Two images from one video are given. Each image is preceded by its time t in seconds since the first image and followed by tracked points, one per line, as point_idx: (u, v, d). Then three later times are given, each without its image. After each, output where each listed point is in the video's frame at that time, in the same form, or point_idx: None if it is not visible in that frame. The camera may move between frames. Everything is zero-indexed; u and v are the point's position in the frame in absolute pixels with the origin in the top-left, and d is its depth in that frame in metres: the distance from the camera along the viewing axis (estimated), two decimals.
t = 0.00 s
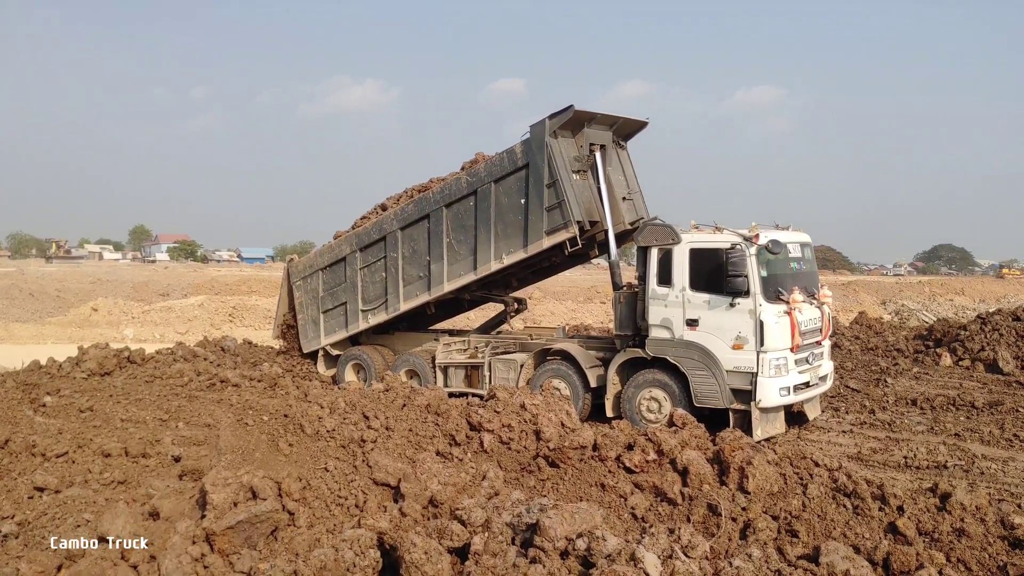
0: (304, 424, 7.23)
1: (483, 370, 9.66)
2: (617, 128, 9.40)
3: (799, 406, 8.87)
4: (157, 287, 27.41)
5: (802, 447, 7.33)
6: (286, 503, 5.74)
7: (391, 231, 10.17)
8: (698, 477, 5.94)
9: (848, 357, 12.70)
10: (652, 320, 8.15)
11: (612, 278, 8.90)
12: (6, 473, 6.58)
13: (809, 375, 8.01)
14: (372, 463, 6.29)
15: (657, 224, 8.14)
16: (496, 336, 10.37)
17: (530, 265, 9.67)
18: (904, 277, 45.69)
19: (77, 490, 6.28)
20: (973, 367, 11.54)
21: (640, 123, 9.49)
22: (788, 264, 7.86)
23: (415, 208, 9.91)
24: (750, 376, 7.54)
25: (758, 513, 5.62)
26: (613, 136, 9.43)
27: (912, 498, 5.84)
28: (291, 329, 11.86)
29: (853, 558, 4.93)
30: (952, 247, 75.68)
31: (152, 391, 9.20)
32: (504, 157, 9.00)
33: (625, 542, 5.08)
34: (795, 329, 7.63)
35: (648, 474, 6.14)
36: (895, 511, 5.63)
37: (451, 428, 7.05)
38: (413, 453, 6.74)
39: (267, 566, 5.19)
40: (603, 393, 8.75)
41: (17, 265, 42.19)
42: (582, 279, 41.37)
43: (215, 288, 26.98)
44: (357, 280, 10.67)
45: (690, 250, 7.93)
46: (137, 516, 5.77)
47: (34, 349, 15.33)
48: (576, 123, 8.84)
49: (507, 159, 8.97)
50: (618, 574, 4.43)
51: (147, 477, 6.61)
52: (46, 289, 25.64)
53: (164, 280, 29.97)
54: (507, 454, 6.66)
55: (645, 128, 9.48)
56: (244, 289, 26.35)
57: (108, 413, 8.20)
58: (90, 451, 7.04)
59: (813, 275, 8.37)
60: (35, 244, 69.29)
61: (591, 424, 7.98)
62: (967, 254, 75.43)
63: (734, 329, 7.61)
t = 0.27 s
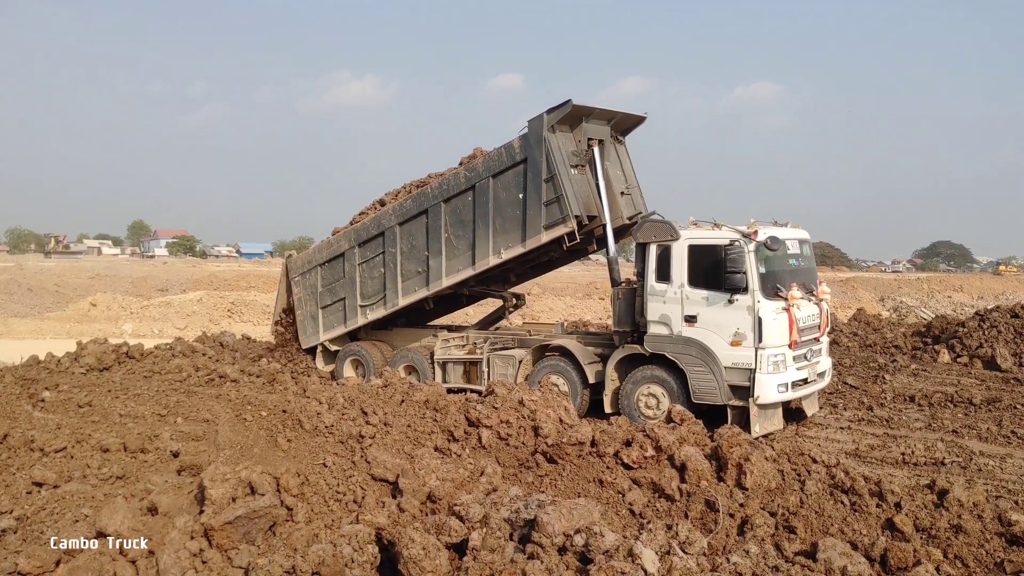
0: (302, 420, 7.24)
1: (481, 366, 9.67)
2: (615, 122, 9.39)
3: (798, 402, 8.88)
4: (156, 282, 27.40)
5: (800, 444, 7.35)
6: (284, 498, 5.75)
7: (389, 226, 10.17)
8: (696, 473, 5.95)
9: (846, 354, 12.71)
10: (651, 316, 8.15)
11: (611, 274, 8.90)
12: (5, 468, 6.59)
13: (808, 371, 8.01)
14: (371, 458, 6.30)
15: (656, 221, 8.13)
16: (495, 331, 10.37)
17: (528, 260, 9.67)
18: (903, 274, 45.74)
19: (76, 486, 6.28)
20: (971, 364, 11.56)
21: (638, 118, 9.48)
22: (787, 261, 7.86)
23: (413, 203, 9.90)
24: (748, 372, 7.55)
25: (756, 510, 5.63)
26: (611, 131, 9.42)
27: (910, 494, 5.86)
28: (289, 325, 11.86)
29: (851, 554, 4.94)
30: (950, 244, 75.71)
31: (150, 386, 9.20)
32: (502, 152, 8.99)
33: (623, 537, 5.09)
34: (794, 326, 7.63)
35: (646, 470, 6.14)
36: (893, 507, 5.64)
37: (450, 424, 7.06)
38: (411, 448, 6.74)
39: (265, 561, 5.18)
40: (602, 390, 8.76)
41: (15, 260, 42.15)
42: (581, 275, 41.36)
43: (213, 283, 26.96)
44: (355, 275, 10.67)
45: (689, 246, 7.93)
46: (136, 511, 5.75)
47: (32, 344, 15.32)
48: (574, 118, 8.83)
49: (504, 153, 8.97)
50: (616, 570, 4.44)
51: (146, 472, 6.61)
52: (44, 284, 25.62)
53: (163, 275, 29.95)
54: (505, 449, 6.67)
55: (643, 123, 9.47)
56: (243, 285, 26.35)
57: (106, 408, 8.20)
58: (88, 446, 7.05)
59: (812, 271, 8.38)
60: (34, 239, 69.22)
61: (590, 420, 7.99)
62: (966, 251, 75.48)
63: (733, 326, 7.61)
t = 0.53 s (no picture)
0: (302, 417, 7.24)
1: (481, 363, 9.66)
2: (614, 119, 9.38)
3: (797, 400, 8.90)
4: (156, 279, 27.41)
5: (799, 441, 7.36)
6: (284, 495, 5.76)
7: (388, 223, 10.18)
8: (695, 471, 5.95)
9: (846, 352, 12.72)
10: (650, 313, 8.16)
11: (610, 272, 8.90)
12: (5, 465, 6.59)
13: (807, 369, 8.02)
14: (371, 456, 6.31)
15: (656, 218, 8.13)
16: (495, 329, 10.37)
17: (527, 256, 9.68)
18: (903, 272, 45.73)
19: (76, 482, 6.29)
20: (971, 362, 11.57)
21: (637, 114, 9.48)
22: (787, 258, 7.86)
23: (413, 200, 9.90)
24: (748, 370, 7.56)
25: (755, 507, 5.64)
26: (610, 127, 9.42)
27: (909, 492, 5.86)
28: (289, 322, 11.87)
29: (849, 552, 4.95)
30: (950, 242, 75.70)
31: (150, 383, 9.20)
32: (501, 148, 8.99)
33: (622, 535, 5.09)
34: (793, 324, 7.64)
35: (645, 467, 6.15)
36: (892, 505, 5.65)
37: (449, 421, 7.06)
38: (411, 445, 6.75)
39: (265, 558, 5.19)
40: (601, 387, 8.76)
41: (15, 257, 42.17)
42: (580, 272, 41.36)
43: (213, 280, 26.97)
44: (355, 272, 10.67)
45: (689, 244, 7.93)
46: (135, 508, 5.76)
47: (32, 341, 15.33)
48: (573, 114, 8.83)
49: (504, 150, 8.97)
50: (614, 568, 4.45)
51: (146, 469, 6.62)
52: (44, 281, 25.63)
53: (163, 272, 29.95)
54: (505, 447, 6.67)
55: (642, 119, 9.47)
56: (243, 282, 26.35)
57: (106, 405, 8.20)
58: (88, 443, 7.05)
59: (812, 269, 8.38)
60: (34, 236, 69.21)
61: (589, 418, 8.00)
62: (966, 249, 75.47)
63: (732, 323, 7.62)
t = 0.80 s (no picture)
0: (302, 415, 7.24)
1: (481, 362, 9.66)
2: (613, 116, 9.38)
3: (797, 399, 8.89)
4: (156, 277, 27.41)
5: (799, 441, 7.35)
6: (284, 494, 5.76)
7: (388, 221, 10.17)
8: (694, 470, 5.96)
9: (846, 352, 12.72)
10: (650, 312, 8.16)
11: (610, 271, 8.90)
12: (5, 462, 6.60)
13: (807, 368, 8.02)
14: (370, 454, 6.31)
15: (656, 217, 8.13)
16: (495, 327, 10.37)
17: (527, 254, 9.68)
18: (903, 271, 45.75)
19: (76, 480, 6.29)
20: (970, 362, 11.57)
21: (636, 111, 9.48)
22: (786, 258, 7.86)
23: (412, 198, 9.90)
24: (747, 369, 7.56)
25: (754, 507, 5.65)
26: (610, 124, 9.42)
27: (908, 491, 5.86)
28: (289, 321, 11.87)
29: (849, 551, 4.95)
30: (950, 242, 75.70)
31: (150, 381, 9.20)
32: (501, 146, 8.99)
33: (622, 534, 5.09)
34: (793, 323, 7.64)
35: (645, 466, 6.15)
36: (891, 505, 5.66)
37: (449, 420, 7.06)
38: (411, 444, 6.75)
39: (265, 557, 5.19)
40: (601, 386, 8.76)
41: (15, 254, 42.16)
42: (581, 271, 41.36)
43: (213, 278, 26.96)
44: (354, 270, 10.67)
45: (689, 243, 7.93)
46: (135, 505, 5.77)
47: (32, 339, 15.33)
48: (572, 111, 8.83)
49: (503, 147, 8.97)
50: (614, 567, 4.45)
51: (146, 467, 6.62)
52: (44, 279, 25.64)
53: (162, 270, 29.95)
54: (504, 446, 6.68)
55: (641, 116, 9.47)
56: (242, 280, 26.34)
57: (106, 403, 8.20)
58: (88, 441, 7.06)
59: (812, 268, 8.38)
60: (33, 234, 69.19)
61: (589, 417, 8.00)
62: (966, 249, 75.47)
63: (732, 323, 7.62)
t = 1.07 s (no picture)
0: (302, 415, 7.24)
1: (481, 361, 9.66)
2: (612, 114, 9.37)
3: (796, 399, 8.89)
4: (156, 276, 27.39)
5: (798, 441, 7.35)
6: (283, 493, 5.75)
7: (388, 220, 10.17)
8: (694, 469, 5.95)
9: (846, 352, 12.71)
10: (650, 312, 8.16)
11: (609, 270, 8.90)
12: (4, 461, 6.59)
13: (807, 368, 8.01)
14: (370, 453, 6.31)
15: (656, 217, 8.13)
16: (495, 327, 10.36)
17: (526, 252, 9.67)
18: (903, 271, 45.74)
19: (75, 479, 6.28)
20: (970, 362, 11.57)
21: (635, 109, 9.47)
22: (786, 258, 7.85)
23: (412, 197, 9.90)
24: (747, 369, 7.55)
25: (754, 506, 5.64)
26: (609, 123, 9.41)
27: (908, 491, 5.86)
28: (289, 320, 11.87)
29: (848, 551, 4.95)
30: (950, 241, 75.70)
31: (150, 380, 9.19)
32: (500, 144, 8.98)
33: (621, 533, 5.09)
34: (793, 323, 7.63)
35: (644, 466, 6.15)
36: (891, 505, 5.66)
37: (448, 419, 7.06)
38: (410, 443, 6.75)
39: (264, 556, 5.19)
40: (601, 385, 8.75)
41: (15, 252, 42.14)
42: (581, 271, 41.38)
43: (213, 277, 26.92)
44: (354, 269, 10.67)
45: (689, 243, 7.93)
46: (135, 504, 5.77)
47: (31, 338, 15.31)
48: (572, 109, 8.82)
49: (503, 145, 8.96)
50: (613, 567, 4.45)
51: (145, 466, 6.62)
52: (44, 277, 25.60)
53: (162, 269, 29.91)
54: (504, 445, 6.68)
55: (640, 114, 9.46)
56: (242, 279, 26.33)
57: (106, 402, 8.19)
58: (88, 440, 7.05)
59: (812, 268, 8.38)
60: (33, 233, 69.16)
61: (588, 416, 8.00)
62: (966, 249, 75.46)
63: (732, 323, 7.61)
